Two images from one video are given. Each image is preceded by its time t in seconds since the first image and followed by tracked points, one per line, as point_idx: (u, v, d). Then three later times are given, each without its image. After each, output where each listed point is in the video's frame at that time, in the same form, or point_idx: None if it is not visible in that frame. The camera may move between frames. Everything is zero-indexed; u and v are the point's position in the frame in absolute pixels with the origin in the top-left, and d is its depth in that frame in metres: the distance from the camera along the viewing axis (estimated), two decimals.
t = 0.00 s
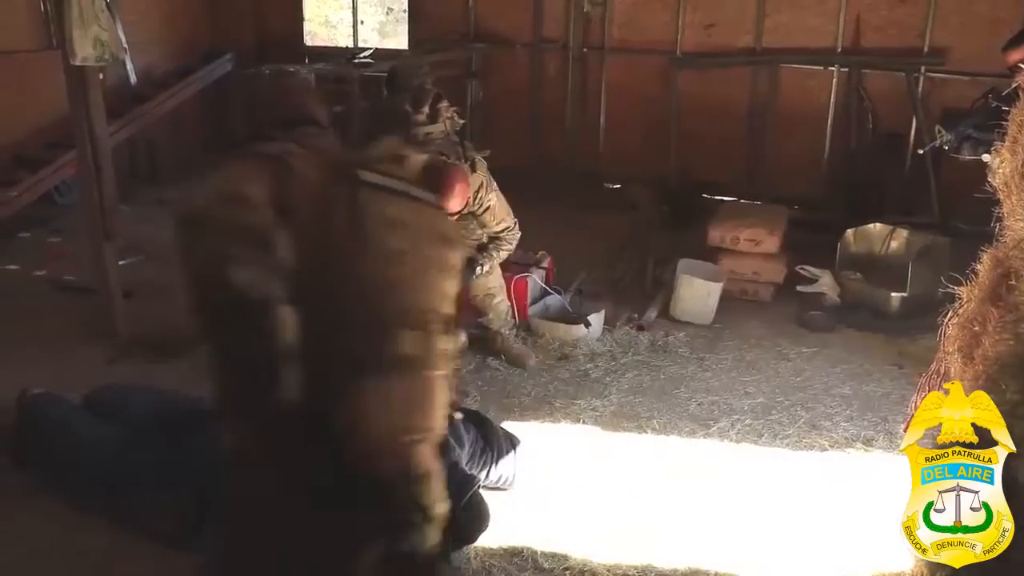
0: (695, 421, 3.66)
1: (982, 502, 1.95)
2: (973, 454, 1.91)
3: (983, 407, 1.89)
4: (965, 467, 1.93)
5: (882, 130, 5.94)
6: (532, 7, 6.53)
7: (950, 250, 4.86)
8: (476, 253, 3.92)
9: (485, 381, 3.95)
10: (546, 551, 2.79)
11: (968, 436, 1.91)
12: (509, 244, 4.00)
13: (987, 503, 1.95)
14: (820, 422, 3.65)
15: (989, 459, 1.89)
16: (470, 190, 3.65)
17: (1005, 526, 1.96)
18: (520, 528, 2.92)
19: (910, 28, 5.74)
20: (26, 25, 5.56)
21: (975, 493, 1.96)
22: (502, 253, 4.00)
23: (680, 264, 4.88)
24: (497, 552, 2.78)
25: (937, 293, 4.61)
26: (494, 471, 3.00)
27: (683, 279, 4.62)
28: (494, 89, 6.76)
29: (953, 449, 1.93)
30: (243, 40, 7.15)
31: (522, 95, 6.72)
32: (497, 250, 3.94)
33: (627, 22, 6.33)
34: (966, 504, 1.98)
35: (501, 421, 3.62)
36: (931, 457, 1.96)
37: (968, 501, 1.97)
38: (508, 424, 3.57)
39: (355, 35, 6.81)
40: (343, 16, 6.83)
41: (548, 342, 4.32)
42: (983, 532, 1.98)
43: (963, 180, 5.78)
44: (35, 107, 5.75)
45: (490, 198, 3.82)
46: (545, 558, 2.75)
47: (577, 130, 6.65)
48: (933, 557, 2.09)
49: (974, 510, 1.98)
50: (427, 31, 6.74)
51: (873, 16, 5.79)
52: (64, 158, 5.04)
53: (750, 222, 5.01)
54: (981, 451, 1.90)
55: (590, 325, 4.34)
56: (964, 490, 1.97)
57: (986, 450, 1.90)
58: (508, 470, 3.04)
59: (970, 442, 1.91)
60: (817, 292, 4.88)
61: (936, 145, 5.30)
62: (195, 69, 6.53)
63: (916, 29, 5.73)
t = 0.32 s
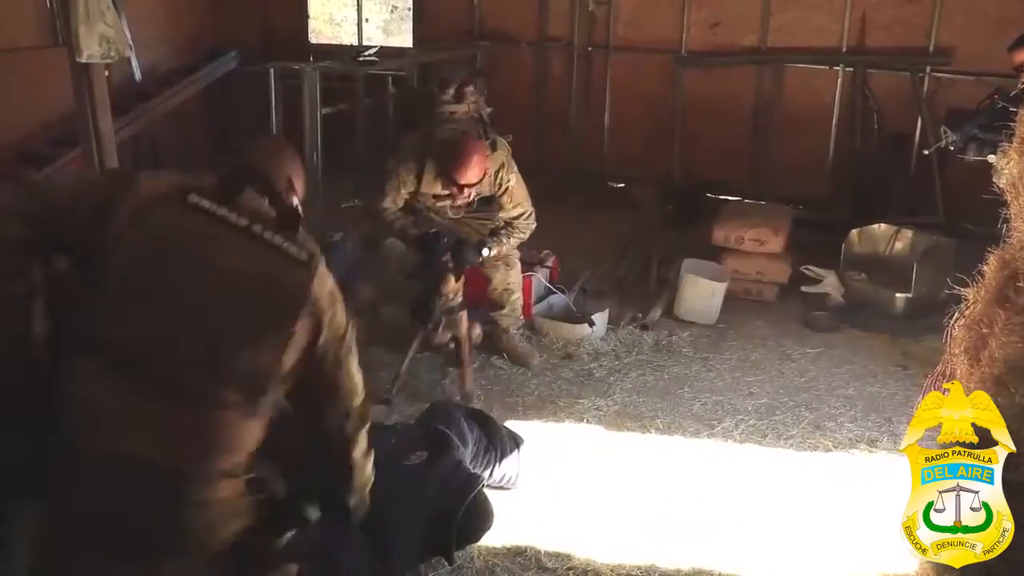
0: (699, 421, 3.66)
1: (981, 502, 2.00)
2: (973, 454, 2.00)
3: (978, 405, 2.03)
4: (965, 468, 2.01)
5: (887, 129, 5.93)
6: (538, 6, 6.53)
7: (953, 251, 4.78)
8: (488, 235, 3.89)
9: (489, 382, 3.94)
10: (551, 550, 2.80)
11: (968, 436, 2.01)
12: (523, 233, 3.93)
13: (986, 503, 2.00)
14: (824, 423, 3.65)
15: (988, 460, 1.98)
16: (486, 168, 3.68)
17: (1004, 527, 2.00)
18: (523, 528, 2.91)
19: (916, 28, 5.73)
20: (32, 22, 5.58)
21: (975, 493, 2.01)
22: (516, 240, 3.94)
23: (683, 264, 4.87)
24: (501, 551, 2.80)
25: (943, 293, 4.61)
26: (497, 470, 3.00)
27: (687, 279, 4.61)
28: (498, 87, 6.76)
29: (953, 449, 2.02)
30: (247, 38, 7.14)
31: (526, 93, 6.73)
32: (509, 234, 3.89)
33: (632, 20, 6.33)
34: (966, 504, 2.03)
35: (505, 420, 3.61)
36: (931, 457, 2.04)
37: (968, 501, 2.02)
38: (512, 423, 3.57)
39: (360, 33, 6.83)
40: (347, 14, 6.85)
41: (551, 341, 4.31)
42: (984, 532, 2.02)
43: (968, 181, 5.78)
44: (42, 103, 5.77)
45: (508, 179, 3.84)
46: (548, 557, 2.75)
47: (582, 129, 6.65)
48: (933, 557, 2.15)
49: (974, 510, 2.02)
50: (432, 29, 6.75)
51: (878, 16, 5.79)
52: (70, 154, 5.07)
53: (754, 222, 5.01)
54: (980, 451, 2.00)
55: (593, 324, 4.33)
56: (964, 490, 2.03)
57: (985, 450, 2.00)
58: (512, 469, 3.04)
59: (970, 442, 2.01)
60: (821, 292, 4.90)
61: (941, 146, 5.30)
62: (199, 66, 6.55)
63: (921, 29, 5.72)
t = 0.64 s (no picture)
0: (707, 421, 3.65)
1: (982, 502, 2.05)
2: (973, 454, 2.04)
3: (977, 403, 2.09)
4: (964, 468, 2.05)
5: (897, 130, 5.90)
6: (546, 5, 6.52)
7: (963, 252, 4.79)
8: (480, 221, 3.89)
9: (496, 381, 3.92)
10: (558, 550, 2.80)
11: (968, 435, 2.10)
12: (513, 219, 3.97)
13: (987, 503, 2.04)
14: (832, 425, 3.63)
15: (989, 459, 2.02)
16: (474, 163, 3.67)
17: (1004, 527, 2.03)
18: (531, 527, 2.92)
19: (926, 28, 5.70)
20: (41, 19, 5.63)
21: (975, 493, 2.07)
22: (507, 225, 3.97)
23: (691, 264, 4.85)
24: (507, 550, 2.80)
25: (952, 296, 4.58)
26: (505, 469, 2.99)
27: (695, 279, 4.60)
28: (507, 86, 6.77)
29: (953, 449, 2.07)
30: (256, 36, 7.15)
31: (534, 92, 6.73)
32: (502, 220, 3.91)
33: (641, 20, 6.32)
34: (966, 504, 2.09)
35: (512, 420, 3.62)
36: (931, 458, 2.10)
37: (967, 501, 2.08)
38: (520, 422, 3.57)
39: (369, 31, 6.85)
40: (356, 12, 6.87)
41: (559, 340, 4.31)
42: (983, 532, 2.07)
43: (979, 182, 5.74)
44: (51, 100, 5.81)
45: (496, 172, 3.82)
46: (554, 557, 2.76)
47: (590, 129, 6.64)
48: (933, 557, 2.23)
49: (974, 511, 2.08)
50: (440, 28, 6.75)
51: (888, 16, 5.77)
52: (79, 152, 5.12)
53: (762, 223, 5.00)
54: (981, 451, 2.04)
55: (601, 324, 4.34)
56: (965, 490, 2.09)
57: (986, 449, 2.04)
58: (520, 468, 3.04)
59: (971, 440, 2.10)
60: (829, 293, 4.87)
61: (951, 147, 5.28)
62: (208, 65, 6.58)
63: (931, 29, 5.69)
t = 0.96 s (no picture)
0: (723, 417, 3.63)
1: (981, 502, 2.09)
2: (973, 455, 2.07)
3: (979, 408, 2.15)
4: (965, 467, 2.08)
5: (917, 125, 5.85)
6: None
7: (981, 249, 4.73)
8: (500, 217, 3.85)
9: (512, 375, 3.92)
10: (573, 544, 2.80)
11: (967, 435, 2.13)
12: (534, 219, 3.92)
13: (986, 503, 2.08)
14: (849, 421, 3.61)
15: (988, 460, 2.06)
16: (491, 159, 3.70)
17: (1004, 527, 2.08)
18: (544, 520, 2.92)
19: (946, 23, 5.65)
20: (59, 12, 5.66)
21: (975, 493, 2.10)
22: (528, 224, 3.91)
23: (708, 259, 4.83)
24: (523, 544, 2.79)
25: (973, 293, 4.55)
26: (520, 463, 2.98)
27: (712, 274, 4.57)
28: (523, 80, 6.75)
29: (953, 450, 2.10)
30: (273, 29, 7.15)
31: (550, 86, 6.71)
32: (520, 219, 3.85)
33: (658, 13, 6.29)
34: (966, 504, 2.12)
35: (527, 413, 3.61)
36: (931, 458, 2.13)
37: (968, 501, 2.11)
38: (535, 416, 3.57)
39: (384, 25, 6.84)
40: (372, 6, 6.86)
41: (575, 335, 4.30)
42: (983, 532, 2.11)
43: (1000, 177, 5.69)
44: (68, 92, 5.84)
45: (517, 170, 3.81)
46: (567, 551, 2.75)
47: (606, 123, 6.62)
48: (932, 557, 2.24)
49: (973, 511, 2.11)
50: (456, 22, 6.74)
51: (908, 10, 5.72)
52: (96, 145, 5.14)
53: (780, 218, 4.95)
54: (980, 451, 2.07)
55: (617, 319, 4.34)
56: (964, 490, 2.12)
57: (985, 450, 2.08)
58: (536, 462, 3.03)
59: (969, 441, 2.13)
60: (847, 289, 4.84)
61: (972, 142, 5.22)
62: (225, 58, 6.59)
63: (953, 24, 5.64)
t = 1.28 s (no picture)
0: (732, 412, 3.61)
1: (981, 502, 2.15)
2: (973, 455, 2.12)
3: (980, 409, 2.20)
4: (965, 468, 2.14)
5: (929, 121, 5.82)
6: None
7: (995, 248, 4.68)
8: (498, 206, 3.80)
9: (521, 368, 3.92)
10: (581, 537, 2.79)
11: (968, 435, 2.19)
12: (529, 206, 3.87)
13: (987, 503, 2.15)
14: (858, 417, 3.60)
15: (988, 460, 2.10)
16: (481, 141, 3.67)
17: (1004, 527, 2.14)
18: (552, 511, 2.92)
19: (961, 17, 5.61)
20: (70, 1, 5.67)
21: (975, 493, 2.17)
22: (523, 211, 3.87)
23: (718, 253, 4.81)
24: (531, 537, 2.79)
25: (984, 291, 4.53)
26: (527, 455, 2.98)
27: (722, 269, 4.56)
28: (533, 72, 6.74)
29: (953, 450, 2.14)
30: (283, 19, 7.13)
31: (560, 79, 6.70)
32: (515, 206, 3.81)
33: (670, 5, 6.26)
34: (967, 504, 2.18)
35: (536, 406, 3.61)
36: (931, 458, 2.17)
37: (968, 501, 2.18)
38: (544, 408, 3.56)
39: (395, 17, 6.83)
40: None
41: (584, 328, 4.29)
42: (983, 532, 2.17)
43: (1013, 174, 5.65)
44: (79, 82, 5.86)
45: (507, 154, 3.79)
46: (574, 544, 2.75)
47: (617, 116, 6.60)
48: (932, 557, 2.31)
49: (974, 511, 2.17)
50: (467, 13, 6.73)
51: (922, 4, 5.68)
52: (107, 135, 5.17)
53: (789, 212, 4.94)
54: (981, 452, 2.12)
55: (626, 312, 4.32)
56: (965, 491, 2.18)
57: (986, 450, 2.12)
58: (543, 455, 3.02)
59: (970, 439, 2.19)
60: (858, 284, 4.82)
61: (986, 138, 5.19)
62: (236, 49, 6.61)
63: (967, 18, 5.60)
